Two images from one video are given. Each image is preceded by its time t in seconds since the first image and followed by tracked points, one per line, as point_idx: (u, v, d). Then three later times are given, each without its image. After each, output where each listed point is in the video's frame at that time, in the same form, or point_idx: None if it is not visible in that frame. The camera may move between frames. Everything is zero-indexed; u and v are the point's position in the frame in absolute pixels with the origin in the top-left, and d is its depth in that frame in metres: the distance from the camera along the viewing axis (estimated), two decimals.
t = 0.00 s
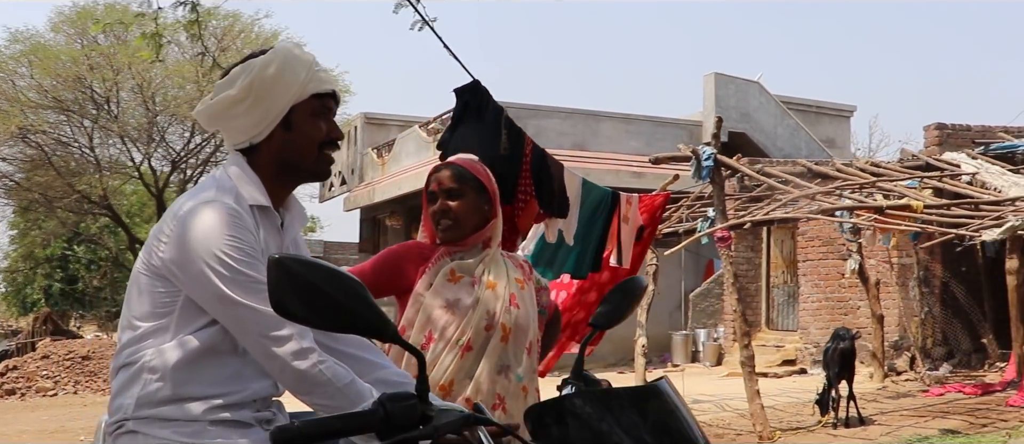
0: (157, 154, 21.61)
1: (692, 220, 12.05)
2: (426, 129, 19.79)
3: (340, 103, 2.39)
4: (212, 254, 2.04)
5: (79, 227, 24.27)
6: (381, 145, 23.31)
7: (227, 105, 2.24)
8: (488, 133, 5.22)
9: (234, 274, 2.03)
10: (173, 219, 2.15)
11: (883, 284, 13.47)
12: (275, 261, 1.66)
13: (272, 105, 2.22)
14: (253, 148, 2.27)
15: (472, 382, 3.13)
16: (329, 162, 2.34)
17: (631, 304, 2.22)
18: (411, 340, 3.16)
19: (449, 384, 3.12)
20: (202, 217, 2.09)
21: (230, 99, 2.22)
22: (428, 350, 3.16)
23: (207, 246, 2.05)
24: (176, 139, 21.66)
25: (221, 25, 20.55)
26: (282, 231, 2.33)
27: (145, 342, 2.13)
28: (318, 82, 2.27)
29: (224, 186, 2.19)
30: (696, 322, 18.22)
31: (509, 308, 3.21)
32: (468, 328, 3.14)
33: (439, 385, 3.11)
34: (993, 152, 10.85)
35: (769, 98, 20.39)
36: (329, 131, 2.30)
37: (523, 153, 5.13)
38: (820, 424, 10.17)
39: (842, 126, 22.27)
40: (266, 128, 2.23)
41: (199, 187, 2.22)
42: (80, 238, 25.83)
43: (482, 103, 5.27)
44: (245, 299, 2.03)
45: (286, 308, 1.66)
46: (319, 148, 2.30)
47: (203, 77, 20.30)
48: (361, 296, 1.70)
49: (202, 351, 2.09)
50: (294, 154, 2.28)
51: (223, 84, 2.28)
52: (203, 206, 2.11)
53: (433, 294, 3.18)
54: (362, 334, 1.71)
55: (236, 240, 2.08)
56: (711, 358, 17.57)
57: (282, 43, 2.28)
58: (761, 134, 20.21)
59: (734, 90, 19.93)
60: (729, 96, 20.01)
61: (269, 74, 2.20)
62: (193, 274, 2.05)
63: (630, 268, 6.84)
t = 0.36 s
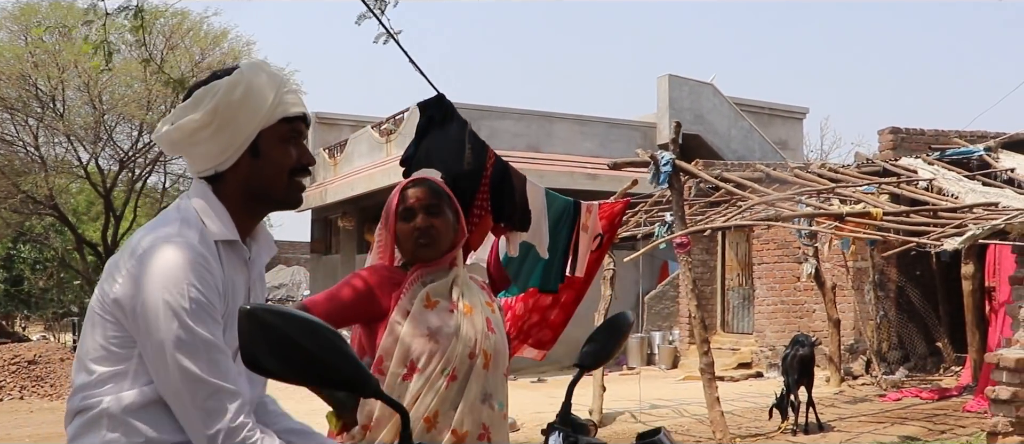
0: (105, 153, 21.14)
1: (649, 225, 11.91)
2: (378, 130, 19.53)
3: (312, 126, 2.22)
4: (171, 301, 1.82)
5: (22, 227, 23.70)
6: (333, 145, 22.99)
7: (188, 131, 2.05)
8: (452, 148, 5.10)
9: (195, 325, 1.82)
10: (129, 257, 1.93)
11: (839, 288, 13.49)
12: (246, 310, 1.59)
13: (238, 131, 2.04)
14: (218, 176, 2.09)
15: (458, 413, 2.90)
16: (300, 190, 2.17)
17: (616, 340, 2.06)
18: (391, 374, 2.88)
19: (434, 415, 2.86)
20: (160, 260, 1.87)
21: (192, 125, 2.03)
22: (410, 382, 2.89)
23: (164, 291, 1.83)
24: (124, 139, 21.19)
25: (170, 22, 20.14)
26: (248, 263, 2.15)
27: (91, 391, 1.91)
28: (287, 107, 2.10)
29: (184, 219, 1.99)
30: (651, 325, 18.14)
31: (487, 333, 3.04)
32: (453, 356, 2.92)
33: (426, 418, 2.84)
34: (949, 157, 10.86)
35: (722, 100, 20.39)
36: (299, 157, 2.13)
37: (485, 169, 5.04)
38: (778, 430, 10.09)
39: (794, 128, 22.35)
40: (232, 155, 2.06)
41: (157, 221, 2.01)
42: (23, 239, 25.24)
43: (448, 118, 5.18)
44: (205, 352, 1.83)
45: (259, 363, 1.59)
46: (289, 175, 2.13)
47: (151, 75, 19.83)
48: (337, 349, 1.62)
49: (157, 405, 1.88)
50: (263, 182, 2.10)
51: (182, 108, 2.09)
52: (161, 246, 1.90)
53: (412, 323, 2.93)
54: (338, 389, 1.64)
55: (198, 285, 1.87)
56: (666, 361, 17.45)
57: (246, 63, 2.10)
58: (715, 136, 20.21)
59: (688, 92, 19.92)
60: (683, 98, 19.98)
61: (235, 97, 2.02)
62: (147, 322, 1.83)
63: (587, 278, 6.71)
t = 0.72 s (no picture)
0: (90, 156, 20.88)
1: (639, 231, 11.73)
2: (366, 133, 19.34)
3: (273, 148, 2.05)
4: (129, 349, 1.64)
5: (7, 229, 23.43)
6: (321, 148, 22.78)
7: (138, 156, 1.90)
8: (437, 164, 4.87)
9: (157, 375, 1.65)
10: (80, 296, 1.73)
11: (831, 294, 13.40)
12: (210, 364, 1.51)
13: (188, 156, 1.88)
14: (167, 206, 1.93)
15: None
16: (260, 217, 1.99)
17: (613, 381, 1.94)
18: (382, 411, 2.72)
19: None
20: (118, 304, 1.67)
21: (139, 149, 1.88)
22: (399, 418, 2.74)
23: (122, 339, 1.64)
24: (109, 142, 20.96)
25: (155, 25, 19.91)
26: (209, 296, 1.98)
27: None
28: (243, 127, 1.94)
29: (139, 250, 1.82)
30: (640, 330, 17.99)
31: (474, 362, 2.94)
32: (445, 390, 2.81)
33: None
34: (943, 163, 10.74)
35: (713, 103, 20.24)
36: (258, 182, 1.95)
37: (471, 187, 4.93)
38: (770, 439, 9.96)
39: (784, 130, 22.24)
40: (182, 181, 1.89)
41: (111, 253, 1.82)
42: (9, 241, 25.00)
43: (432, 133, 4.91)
44: (168, 403, 1.66)
45: (224, 420, 1.51)
46: (247, 201, 1.95)
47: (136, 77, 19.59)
48: (309, 401, 1.52)
49: None
50: (216, 211, 1.93)
51: (131, 128, 1.94)
52: (117, 288, 1.70)
53: (402, 357, 2.78)
54: None
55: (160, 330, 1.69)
56: (657, 366, 17.30)
57: (198, 79, 1.95)
58: (705, 139, 20.07)
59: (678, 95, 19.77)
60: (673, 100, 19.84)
61: (184, 121, 1.87)
62: (102, 374, 1.64)
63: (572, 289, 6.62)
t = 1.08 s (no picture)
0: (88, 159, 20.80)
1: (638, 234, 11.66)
2: (363, 136, 19.27)
3: (247, 143, 1.99)
4: (105, 363, 1.56)
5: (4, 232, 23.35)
6: (318, 151, 22.71)
7: (107, 156, 1.84)
8: (438, 168, 4.87)
9: (135, 389, 1.57)
10: (53, 307, 1.66)
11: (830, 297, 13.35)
12: (208, 377, 1.48)
13: (155, 153, 1.82)
14: (136, 207, 1.87)
15: None
16: (236, 215, 1.93)
17: (622, 396, 1.91)
18: (389, 424, 2.68)
19: None
20: (93, 315, 1.59)
21: (106, 147, 1.83)
22: (407, 432, 2.69)
23: (99, 352, 1.57)
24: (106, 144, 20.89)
25: (152, 28, 19.83)
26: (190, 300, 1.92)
27: None
28: (213, 121, 1.88)
29: (118, 256, 1.75)
30: (639, 333, 17.93)
31: (478, 372, 2.92)
32: (452, 403, 2.77)
33: None
34: (944, 166, 10.68)
35: (711, 106, 20.17)
36: (230, 179, 1.89)
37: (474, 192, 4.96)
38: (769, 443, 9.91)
39: (783, 133, 22.19)
40: (150, 180, 1.83)
41: (90, 259, 1.75)
42: (6, 244, 24.97)
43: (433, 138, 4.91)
44: (147, 418, 1.59)
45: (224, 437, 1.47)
46: (219, 200, 1.89)
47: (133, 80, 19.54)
48: (311, 417, 1.48)
49: None
50: (187, 210, 1.87)
51: (97, 126, 1.89)
52: (93, 297, 1.62)
53: (408, 370, 2.73)
54: None
55: (138, 342, 1.61)
56: (655, 370, 17.25)
57: (165, 74, 1.90)
58: (704, 142, 20.00)
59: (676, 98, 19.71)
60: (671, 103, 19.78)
61: (150, 115, 1.81)
62: (78, 387, 1.57)
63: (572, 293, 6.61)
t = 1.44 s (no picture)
0: (89, 161, 20.80)
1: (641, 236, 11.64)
2: (365, 138, 19.26)
3: (286, 140, 1.97)
4: (135, 361, 1.56)
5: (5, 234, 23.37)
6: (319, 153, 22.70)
7: (144, 151, 1.84)
8: (446, 166, 4.91)
9: (159, 386, 1.57)
10: (83, 302, 1.67)
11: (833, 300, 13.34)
12: (228, 380, 1.42)
13: (194, 148, 1.81)
14: (175, 202, 1.85)
15: None
16: (273, 214, 1.91)
17: (642, 392, 1.90)
18: (401, 425, 2.66)
19: None
20: (119, 308, 1.60)
21: (145, 141, 1.82)
22: (421, 434, 2.68)
23: (130, 349, 1.57)
24: (107, 147, 20.89)
25: (153, 30, 19.81)
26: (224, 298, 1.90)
27: None
28: (253, 117, 1.87)
29: (152, 252, 1.75)
30: (640, 336, 17.91)
31: (494, 372, 2.90)
32: (467, 404, 2.75)
33: None
34: (948, 169, 10.68)
35: (713, 108, 20.16)
36: (269, 177, 1.88)
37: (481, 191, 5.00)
38: None
39: (784, 135, 22.18)
40: (188, 177, 1.82)
41: (120, 255, 1.75)
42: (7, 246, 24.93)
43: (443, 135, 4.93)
44: (169, 418, 1.58)
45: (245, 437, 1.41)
46: (258, 198, 1.87)
47: (134, 82, 19.49)
48: (333, 419, 1.42)
49: None
50: (225, 206, 1.85)
51: (136, 122, 1.88)
52: (121, 293, 1.63)
53: (422, 372, 2.72)
54: None
55: (165, 340, 1.60)
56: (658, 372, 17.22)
57: (207, 70, 1.89)
58: (705, 144, 19.99)
59: (677, 100, 19.69)
60: (672, 105, 19.76)
61: (187, 111, 1.80)
62: (102, 380, 1.58)
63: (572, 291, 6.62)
